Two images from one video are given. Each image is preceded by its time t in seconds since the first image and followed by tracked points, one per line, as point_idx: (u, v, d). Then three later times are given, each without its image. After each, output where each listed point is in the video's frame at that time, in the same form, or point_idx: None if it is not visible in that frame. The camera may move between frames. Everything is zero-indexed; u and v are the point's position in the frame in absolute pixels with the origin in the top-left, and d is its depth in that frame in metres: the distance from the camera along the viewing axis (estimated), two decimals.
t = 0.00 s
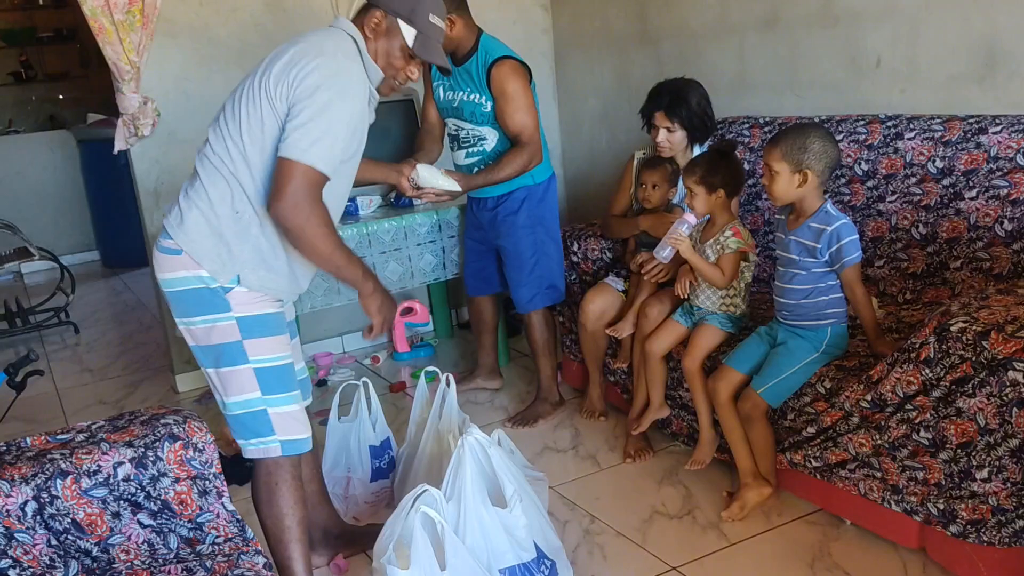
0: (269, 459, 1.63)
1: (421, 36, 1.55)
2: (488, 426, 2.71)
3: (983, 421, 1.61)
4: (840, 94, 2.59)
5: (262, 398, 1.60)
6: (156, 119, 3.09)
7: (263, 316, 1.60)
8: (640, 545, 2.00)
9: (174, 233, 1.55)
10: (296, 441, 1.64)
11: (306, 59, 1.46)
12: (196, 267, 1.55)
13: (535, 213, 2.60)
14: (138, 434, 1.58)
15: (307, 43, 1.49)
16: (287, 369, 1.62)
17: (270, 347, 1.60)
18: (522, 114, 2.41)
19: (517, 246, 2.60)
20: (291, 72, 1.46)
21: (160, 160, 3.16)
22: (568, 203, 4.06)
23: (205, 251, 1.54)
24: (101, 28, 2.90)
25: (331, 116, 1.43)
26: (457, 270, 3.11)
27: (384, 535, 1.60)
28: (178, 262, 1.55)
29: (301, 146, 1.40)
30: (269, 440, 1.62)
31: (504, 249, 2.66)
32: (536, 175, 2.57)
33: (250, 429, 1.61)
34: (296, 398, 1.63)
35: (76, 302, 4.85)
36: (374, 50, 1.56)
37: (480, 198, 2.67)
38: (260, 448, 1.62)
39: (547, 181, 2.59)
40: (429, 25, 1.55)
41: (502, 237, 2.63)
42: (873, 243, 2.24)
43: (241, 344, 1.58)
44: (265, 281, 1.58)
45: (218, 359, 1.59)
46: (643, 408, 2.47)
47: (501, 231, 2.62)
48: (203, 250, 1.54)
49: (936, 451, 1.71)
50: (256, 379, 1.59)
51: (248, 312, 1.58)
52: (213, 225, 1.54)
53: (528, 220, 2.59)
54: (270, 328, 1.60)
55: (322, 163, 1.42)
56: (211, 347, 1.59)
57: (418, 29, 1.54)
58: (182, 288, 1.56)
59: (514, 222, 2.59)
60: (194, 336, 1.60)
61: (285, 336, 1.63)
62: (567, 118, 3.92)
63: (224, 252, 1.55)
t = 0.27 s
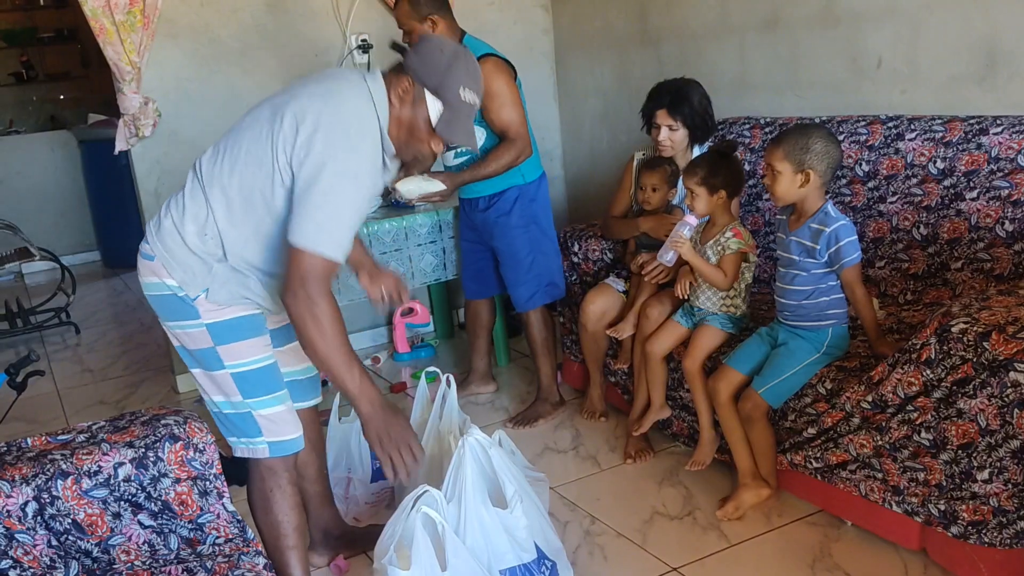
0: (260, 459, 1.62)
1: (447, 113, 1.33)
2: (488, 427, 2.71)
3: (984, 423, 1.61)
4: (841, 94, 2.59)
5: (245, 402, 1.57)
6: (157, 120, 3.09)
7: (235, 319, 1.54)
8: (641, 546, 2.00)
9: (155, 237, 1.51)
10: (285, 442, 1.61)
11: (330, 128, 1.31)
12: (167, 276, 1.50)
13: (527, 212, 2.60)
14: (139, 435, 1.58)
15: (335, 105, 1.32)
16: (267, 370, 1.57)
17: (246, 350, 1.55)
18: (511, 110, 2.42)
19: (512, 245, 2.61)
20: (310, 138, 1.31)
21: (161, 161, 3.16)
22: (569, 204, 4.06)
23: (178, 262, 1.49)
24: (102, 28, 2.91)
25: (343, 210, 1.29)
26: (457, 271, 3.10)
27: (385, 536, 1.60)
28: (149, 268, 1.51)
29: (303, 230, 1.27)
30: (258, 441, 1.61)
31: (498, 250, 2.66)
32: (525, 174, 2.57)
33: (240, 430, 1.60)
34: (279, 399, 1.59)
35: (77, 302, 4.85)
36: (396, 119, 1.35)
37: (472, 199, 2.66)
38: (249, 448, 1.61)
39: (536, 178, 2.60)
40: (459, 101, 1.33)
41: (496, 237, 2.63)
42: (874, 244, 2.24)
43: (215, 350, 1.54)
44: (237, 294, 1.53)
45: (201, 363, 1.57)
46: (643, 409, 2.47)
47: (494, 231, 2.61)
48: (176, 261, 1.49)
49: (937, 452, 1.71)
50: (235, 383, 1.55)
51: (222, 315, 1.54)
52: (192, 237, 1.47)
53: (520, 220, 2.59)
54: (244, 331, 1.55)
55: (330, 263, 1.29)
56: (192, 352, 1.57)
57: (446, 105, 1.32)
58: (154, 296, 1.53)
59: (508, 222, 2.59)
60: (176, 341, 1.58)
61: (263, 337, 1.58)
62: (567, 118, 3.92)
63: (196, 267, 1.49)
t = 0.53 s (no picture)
0: (262, 461, 1.60)
1: (463, 239, 1.32)
2: (489, 428, 2.71)
3: (985, 424, 1.60)
4: (842, 95, 2.59)
5: (234, 410, 1.54)
6: (158, 120, 3.09)
7: (214, 328, 1.50)
8: (641, 547, 2.00)
9: (139, 255, 1.45)
10: (286, 444, 1.59)
11: (358, 229, 1.28)
12: (146, 293, 1.46)
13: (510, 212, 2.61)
14: (139, 435, 1.58)
15: (369, 206, 1.30)
16: (253, 375, 1.54)
17: (228, 358, 1.51)
18: (464, 114, 2.40)
19: (499, 248, 2.59)
20: (340, 236, 1.28)
21: (162, 161, 3.16)
22: (570, 204, 4.06)
23: (158, 285, 1.44)
24: (103, 29, 2.90)
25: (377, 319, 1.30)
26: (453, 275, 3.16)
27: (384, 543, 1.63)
28: (122, 284, 1.48)
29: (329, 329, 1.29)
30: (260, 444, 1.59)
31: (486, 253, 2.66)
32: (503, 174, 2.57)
33: (237, 433, 1.58)
34: (270, 403, 1.56)
35: (78, 302, 4.85)
36: (413, 230, 1.34)
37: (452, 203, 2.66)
38: (251, 450, 1.59)
39: (514, 178, 2.60)
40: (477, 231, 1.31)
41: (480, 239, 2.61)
42: (875, 245, 2.24)
43: (195, 361, 1.50)
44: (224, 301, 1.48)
45: (183, 377, 1.54)
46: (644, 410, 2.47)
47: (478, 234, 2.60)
48: (157, 283, 1.44)
49: (938, 454, 1.70)
50: (221, 392, 1.53)
51: (197, 327, 1.49)
52: (188, 267, 1.43)
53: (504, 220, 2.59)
54: (223, 339, 1.51)
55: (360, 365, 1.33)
56: (172, 365, 1.53)
57: (463, 232, 1.31)
58: (130, 311, 1.49)
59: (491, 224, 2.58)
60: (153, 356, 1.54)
61: (244, 343, 1.54)
62: (568, 119, 3.92)
63: (178, 292, 1.45)
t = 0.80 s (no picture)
0: (263, 462, 1.60)
1: (468, 299, 1.37)
2: (491, 428, 2.71)
3: (988, 425, 1.60)
4: (845, 95, 2.59)
5: (233, 412, 1.55)
6: (160, 120, 3.10)
7: (210, 331, 1.49)
8: (644, 548, 2.00)
9: (141, 257, 1.45)
10: (287, 445, 1.59)
11: (360, 267, 1.27)
12: (144, 297, 1.46)
13: (499, 209, 2.63)
14: (142, 435, 1.59)
15: (377, 248, 1.29)
16: (251, 377, 1.54)
17: (225, 361, 1.51)
18: (419, 121, 2.40)
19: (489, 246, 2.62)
20: (342, 268, 1.27)
21: (165, 161, 3.16)
22: (572, 204, 4.06)
23: (157, 290, 1.44)
24: (106, 29, 2.91)
25: (362, 355, 1.26)
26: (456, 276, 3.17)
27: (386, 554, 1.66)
28: (121, 286, 1.48)
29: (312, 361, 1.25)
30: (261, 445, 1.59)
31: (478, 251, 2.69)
32: (487, 172, 2.60)
33: (239, 435, 1.59)
34: (269, 405, 1.56)
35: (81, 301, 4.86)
36: (420, 281, 1.36)
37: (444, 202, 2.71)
38: (252, 452, 1.59)
39: (501, 174, 2.62)
40: (483, 292, 1.36)
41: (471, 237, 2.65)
42: (878, 246, 2.24)
43: (193, 364, 1.51)
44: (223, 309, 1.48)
45: (183, 380, 1.55)
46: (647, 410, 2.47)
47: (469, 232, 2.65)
48: (156, 288, 1.44)
49: (941, 455, 1.70)
50: (219, 394, 1.53)
51: (194, 331, 1.48)
52: (190, 276, 1.42)
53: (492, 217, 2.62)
54: (219, 342, 1.50)
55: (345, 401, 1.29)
56: (172, 368, 1.54)
57: (470, 292, 1.36)
58: (129, 314, 1.49)
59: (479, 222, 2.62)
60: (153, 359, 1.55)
61: (241, 345, 1.54)
62: (571, 119, 3.92)
63: (176, 300, 1.45)
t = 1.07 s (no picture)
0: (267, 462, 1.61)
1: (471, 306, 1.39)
2: (495, 428, 2.71)
3: (993, 426, 1.60)
4: (850, 96, 2.58)
5: (236, 413, 1.55)
6: (166, 120, 3.11)
7: (211, 333, 1.49)
8: (648, 548, 2.00)
9: (143, 260, 1.45)
10: (291, 445, 1.60)
11: (371, 277, 1.28)
12: (145, 300, 1.46)
13: (496, 207, 2.63)
14: (147, 434, 1.59)
15: (386, 255, 1.30)
16: (253, 377, 1.54)
17: (226, 362, 1.51)
18: (409, 121, 2.41)
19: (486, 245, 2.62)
20: (352, 276, 1.27)
21: (170, 161, 3.17)
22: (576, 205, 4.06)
23: (159, 293, 1.44)
24: (112, 29, 2.94)
25: (386, 365, 1.29)
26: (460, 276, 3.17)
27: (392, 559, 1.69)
28: (122, 289, 1.48)
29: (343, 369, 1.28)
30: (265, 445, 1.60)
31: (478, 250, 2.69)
32: (484, 169, 2.60)
33: (242, 435, 1.59)
34: (272, 406, 1.56)
35: (85, 301, 4.87)
36: (423, 288, 1.37)
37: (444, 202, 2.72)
38: (256, 451, 1.60)
39: (496, 172, 2.62)
40: (485, 301, 1.37)
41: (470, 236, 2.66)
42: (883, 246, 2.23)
43: (195, 366, 1.51)
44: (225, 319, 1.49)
45: (184, 381, 1.55)
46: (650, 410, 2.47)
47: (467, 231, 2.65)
48: (158, 292, 1.45)
49: (946, 456, 1.70)
50: (221, 395, 1.53)
51: (194, 334, 1.48)
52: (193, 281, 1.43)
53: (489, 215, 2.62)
54: (220, 343, 1.50)
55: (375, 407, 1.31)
56: (173, 369, 1.54)
57: (473, 300, 1.37)
58: (129, 318, 1.49)
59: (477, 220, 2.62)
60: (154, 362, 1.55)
61: (243, 345, 1.54)
62: (575, 119, 3.92)
63: (180, 304, 1.45)
